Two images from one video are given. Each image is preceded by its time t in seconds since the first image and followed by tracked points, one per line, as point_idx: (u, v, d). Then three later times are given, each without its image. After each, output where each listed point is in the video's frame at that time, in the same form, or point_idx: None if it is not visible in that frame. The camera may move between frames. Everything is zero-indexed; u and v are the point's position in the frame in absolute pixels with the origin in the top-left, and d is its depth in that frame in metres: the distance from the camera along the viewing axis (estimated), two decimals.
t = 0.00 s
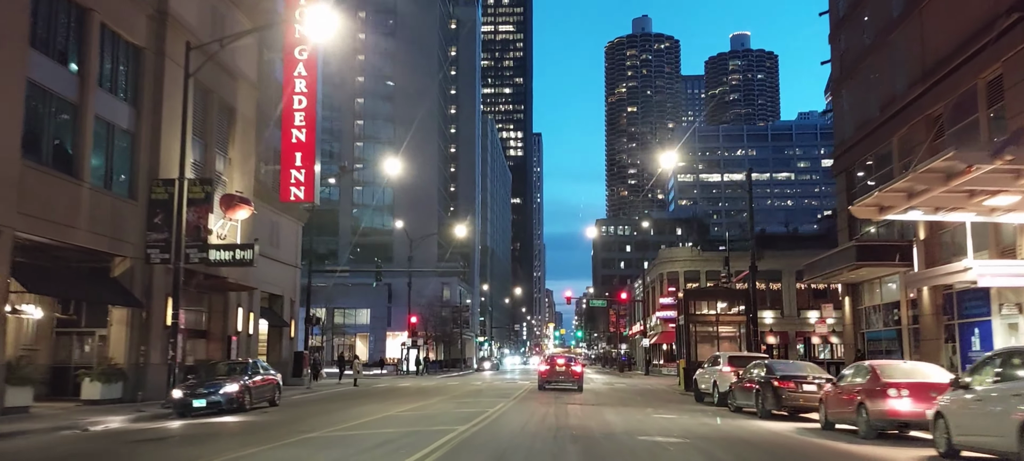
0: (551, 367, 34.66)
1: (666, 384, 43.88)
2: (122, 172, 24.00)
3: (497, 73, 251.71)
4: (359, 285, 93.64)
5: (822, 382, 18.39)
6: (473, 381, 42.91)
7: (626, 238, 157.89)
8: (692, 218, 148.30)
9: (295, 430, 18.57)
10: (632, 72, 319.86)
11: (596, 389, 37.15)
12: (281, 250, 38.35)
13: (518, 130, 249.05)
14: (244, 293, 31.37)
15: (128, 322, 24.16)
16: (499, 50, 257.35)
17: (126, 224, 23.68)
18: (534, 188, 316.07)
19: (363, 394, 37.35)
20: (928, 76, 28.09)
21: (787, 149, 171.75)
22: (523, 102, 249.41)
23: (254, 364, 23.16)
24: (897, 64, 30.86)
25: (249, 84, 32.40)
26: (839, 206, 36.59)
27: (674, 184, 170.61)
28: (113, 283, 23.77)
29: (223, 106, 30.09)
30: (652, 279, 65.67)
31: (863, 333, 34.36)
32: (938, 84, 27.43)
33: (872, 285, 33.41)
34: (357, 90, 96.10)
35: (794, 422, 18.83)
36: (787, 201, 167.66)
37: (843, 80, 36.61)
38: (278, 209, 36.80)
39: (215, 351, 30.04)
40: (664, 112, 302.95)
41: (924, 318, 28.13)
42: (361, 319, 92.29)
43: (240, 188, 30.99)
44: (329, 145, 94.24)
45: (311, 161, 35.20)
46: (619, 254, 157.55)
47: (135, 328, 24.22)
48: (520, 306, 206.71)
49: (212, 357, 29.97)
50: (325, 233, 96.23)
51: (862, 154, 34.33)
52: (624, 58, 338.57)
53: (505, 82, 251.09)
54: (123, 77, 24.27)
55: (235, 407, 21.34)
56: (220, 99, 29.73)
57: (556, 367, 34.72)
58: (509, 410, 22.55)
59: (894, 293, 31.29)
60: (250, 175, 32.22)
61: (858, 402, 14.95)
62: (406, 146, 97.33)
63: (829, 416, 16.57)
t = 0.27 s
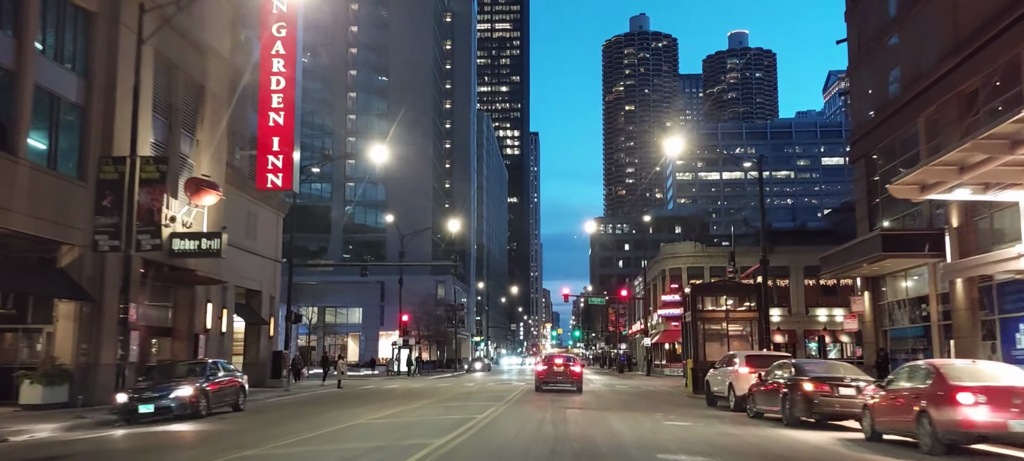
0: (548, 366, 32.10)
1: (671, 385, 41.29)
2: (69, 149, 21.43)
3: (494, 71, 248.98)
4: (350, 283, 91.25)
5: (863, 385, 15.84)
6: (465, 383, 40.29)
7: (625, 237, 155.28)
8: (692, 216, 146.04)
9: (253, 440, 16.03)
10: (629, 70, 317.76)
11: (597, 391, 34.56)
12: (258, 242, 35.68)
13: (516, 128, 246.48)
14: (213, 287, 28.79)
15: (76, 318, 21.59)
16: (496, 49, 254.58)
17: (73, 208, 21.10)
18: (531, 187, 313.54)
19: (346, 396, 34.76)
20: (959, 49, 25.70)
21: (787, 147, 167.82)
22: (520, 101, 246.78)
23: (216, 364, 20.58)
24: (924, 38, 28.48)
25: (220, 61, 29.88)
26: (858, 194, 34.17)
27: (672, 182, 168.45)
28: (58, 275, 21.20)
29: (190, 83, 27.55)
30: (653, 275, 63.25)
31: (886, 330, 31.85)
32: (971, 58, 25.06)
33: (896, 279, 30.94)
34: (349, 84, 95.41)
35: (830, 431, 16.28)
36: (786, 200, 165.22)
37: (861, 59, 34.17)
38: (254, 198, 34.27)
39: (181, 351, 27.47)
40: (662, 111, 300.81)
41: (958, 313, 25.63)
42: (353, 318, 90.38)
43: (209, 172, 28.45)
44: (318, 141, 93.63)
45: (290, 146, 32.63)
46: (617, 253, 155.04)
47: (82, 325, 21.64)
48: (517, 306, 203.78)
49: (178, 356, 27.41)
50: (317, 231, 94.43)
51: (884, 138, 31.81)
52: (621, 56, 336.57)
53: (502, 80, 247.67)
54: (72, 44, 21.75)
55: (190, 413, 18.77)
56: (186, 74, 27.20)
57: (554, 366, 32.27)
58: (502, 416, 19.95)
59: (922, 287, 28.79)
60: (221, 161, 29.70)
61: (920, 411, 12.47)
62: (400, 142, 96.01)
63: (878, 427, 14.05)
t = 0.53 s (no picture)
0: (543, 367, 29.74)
1: (672, 387, 38.95)
2: None
3: (489, 71, 246.40)
4: (340, 282, 88.96)
5: (909, 393, 13.55)
6: (454, 386, 37.92)
7: (621, 236, 153.09)
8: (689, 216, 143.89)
9: (191, 455, 13.61)
10: (625, 70, 315.98)
11: (594, 394, 32.18)
12: (229, 234, 33.20)
13: (511, 128, 244.14)
14: (173, 281, 26.36)
15: (7, 313, 19.16)
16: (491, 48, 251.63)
17: (3, 187, 18.62)
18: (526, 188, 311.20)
19: (323, 400, 32.33)
20: (992, 21, 23.38)
21: (785, 147, 165.70)
22: (516, 100, 244.47)
23: (162, 367, 18.14)
24: (950, 10, 26.12)
25: (183, 35, 27.38)
26: (873, 183, 31.81)
27: (668, 182, 166.42)
28: None
29: (146, 55, 25.06)
30: (652, 273, 60.97)
31: (906, 329, 29.50)
32: (1004, 30, 22.73)
33: (917, 273, 28.59)
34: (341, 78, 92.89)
35: (868, 445, 13.94)
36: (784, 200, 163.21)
37: (877, 37, 31.79)
38: (223, 185, 31.77)
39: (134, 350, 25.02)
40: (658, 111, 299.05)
41: (990, 310, 23.34)
42: (342, 318, 88.23)
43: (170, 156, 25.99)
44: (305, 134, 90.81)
45: (263, 129, 30.12)
46: (614, 253, 152.70)
47: (12, 320, 19.18)
48: (512, 307, 201.48)
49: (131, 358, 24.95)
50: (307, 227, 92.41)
51: (903, 122, 29.43)
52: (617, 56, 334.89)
53: (498, 79, 245.42)
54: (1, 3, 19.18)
55: (126, 423, 16.34)
56: (142, 46, 24.68)
57: (549, 368, 29.84)
58: (487, 424, 17.55)
59: (947, 282, 26.46)
60: (184, 144, 27.26)
61: (998, 425, 10.20)
62: (393, 137, 93.50)
63: (936, 438, 11.74)
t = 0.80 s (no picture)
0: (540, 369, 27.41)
1: (676, 391, 36.67)
2: None
3: (486, 70, 243.90)
4: (330, 281, 86.58)
5: (976, 401, 11.27)
6: (443, 389, 35.57)
7: (619, 237, 150.82)
8: (688, 216, 141.71)
9: None
10: (623, 70, 313.74)
11: (593, 398, 29.83)
12: (201, 226, 30.79)
13: (507, 128, 241.85)
14: (132, 274, 23.97)
15: None
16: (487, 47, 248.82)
17: None
18: (523, 189, 308.66)
19: (302, 405, 29.93)
20: None
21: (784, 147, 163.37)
22: (512, 100, 241.99)
23: (98, 369, 15.78)
24: None
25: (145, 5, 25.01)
26: (893, 173, 29.62)
27: (666, 183, 164.51)
28: None
29: (101, 24, 22.70)
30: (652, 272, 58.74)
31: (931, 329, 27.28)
32: None
33: (946, 268, 26.35)
34: (333, 73, 89.97)
35: None
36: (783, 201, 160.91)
37: (902, 15, 29.52)
38: (192, 173, 29.38)
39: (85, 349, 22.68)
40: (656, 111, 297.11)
41: None
42: (333, 319, 85.96)
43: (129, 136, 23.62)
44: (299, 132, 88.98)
45: (235, 110, 27.52)
46: (612, 253, 150.39)
47: None
48: (508, 308, 199.01)
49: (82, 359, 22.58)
50: (295, 226, 89.95)
51: (929, 105, 27.22)
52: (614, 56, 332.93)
53: (495, 78, 242.88)
54: None
55: (48, 433, 13.94)
56: (96, 13, 22.31)
57: (546, 371, 27.48)
58: (474, 435, 15.18)
59: (981, 277, 24.16)
60: (146, 124, 24.87)
61: None
62: (387, 134, 92.13)
63: None
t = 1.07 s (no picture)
0: (538, 377, 25.21)
1: (683, 401, 34.61)
2: None
3: (484, 75, 242.10)
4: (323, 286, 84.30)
5: None
6: (435, 399, 33.37)
7: (619, 242, 148.76)
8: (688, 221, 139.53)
9: None
10: (622, 76, 312.10)
11: (595, 409, 27.72)
12: (174, 224, 28.56)
13: (506, 133, 239.85)
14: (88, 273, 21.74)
15: None
16: (486, 53, 246.92)
17: None
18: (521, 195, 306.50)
19: (282, 416, 27.72)
20: None
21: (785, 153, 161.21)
22: (511, 105, 240.06)
23: (24, 379, 13.61)
24: None
25: None
26: (919, 167, 27.47)
27: (666, 188, 162.77)
28: None
29: None
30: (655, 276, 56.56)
31: (966, 335, 25.01)
32: None
33: (982, 268, 24.12)
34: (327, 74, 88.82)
35: None
36: (784, 207, 158.67)
37: None
38: (163, 166, 27.19)
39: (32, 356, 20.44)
40: (655, 117, 295.28)
41: None
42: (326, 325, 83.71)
43: (85, 121, 21.44)
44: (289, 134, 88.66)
45: (208, 97, 25.36)
46: (611, 259, 148.12)
47: None
48: (506, 315, 197.19)
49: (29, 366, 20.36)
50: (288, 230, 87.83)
51: (959, 92, 25.09)
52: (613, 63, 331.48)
53: (493, 84, 241.61)
54: None
55: None
56: None
57: (545, 380, 25.28)
58: (460, 456, 12.89)
59: None
60: (106, 109, 22.71)
61: None
62: (381, 133, 88.59)
63: None
